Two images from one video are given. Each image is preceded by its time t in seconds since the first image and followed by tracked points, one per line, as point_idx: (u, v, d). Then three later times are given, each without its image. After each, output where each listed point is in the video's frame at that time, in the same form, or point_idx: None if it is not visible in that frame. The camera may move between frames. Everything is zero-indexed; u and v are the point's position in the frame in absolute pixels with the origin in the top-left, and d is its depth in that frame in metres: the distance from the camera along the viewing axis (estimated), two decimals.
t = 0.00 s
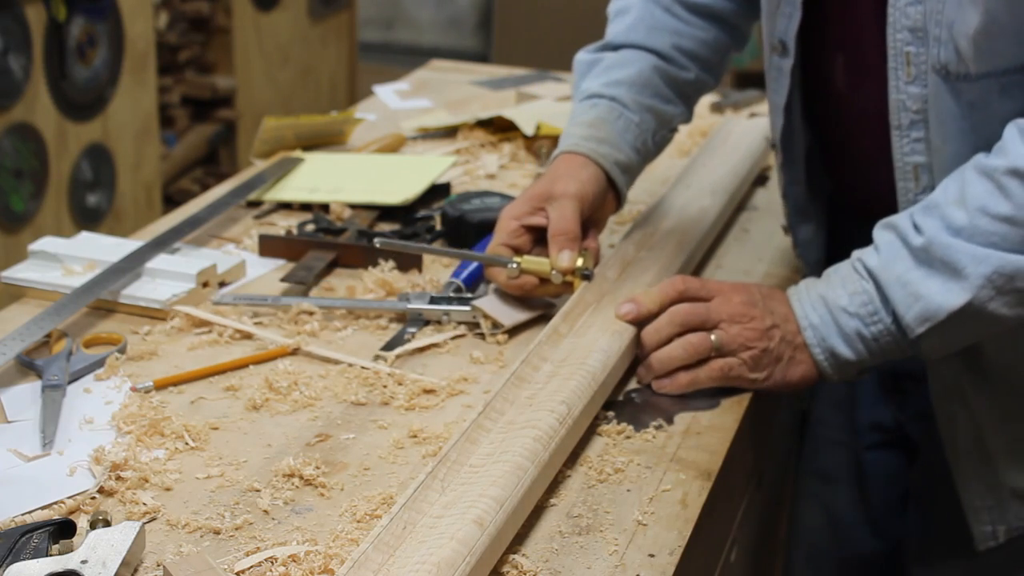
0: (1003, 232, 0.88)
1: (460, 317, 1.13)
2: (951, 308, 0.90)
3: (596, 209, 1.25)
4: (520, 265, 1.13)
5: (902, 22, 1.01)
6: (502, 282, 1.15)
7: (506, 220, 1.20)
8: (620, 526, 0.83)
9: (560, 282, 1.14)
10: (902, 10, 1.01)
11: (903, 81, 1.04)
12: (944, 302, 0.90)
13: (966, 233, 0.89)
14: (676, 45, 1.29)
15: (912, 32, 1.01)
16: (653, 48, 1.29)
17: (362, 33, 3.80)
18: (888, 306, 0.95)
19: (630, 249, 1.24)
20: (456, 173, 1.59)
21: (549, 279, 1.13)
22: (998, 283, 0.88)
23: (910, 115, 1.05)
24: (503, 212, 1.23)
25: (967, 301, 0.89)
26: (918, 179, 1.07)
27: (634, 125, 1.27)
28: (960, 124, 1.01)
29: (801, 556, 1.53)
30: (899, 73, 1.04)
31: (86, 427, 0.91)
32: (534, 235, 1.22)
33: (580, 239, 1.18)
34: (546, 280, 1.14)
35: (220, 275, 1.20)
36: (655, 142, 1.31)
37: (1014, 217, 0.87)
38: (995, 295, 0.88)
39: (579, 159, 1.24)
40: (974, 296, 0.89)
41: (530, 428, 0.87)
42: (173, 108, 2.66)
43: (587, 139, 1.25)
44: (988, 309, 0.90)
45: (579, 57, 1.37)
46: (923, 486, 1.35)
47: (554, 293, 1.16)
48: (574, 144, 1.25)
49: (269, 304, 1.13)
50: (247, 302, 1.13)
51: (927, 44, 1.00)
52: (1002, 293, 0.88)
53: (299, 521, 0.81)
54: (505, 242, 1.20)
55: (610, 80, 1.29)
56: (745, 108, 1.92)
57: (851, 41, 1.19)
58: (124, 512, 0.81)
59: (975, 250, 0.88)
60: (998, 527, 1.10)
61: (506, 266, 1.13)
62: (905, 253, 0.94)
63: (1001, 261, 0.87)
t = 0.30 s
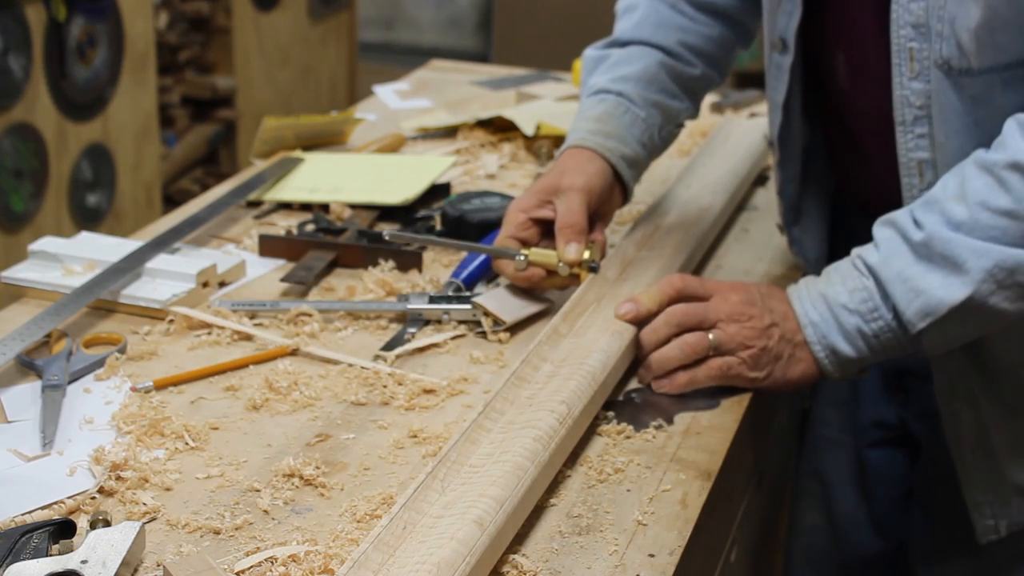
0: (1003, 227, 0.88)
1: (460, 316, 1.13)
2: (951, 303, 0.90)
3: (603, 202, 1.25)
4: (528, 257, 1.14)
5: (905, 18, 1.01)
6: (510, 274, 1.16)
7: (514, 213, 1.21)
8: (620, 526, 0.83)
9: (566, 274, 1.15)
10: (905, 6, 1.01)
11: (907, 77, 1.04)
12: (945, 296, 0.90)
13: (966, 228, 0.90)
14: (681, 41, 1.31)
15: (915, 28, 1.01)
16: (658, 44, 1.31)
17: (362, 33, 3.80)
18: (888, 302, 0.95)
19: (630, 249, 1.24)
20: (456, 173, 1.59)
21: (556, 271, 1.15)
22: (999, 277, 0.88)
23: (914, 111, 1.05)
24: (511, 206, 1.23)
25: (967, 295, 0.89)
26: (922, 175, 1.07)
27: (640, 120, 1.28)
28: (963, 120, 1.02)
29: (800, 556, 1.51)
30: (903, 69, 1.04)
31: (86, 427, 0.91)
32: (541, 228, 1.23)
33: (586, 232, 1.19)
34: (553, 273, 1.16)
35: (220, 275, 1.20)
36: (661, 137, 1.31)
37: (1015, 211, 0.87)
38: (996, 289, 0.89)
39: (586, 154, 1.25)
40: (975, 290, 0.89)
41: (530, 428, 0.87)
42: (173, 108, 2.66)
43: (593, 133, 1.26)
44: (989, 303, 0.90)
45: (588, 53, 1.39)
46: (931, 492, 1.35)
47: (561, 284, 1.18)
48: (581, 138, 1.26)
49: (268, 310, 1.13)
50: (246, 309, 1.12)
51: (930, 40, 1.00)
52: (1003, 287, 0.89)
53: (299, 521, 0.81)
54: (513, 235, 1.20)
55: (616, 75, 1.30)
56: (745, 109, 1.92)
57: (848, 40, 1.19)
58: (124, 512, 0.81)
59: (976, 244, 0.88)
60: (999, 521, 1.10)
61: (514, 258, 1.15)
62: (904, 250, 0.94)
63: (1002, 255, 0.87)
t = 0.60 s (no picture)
0: (1009, 211, 0.86)
1: (460, 316, 1.13)
2: (955, 285, 0.88)
3: (610, 195, 1.27)
4: (536, 250, 1.18)
5: (910, 12, 1.02)
6: (518, 265, 1.19)
7: (523, 206, 1.24)
8: (620, 526, 0.83)
9: (574, 265, 1.18)
10: None
11: (912, 72, 1.04)
12: (949, 279, 0.88)
13: (972, 212, 0.88)
14: (687, 37, 1.31)
15: (920, 22, 1.01)
16: (665, 39, 1.31)
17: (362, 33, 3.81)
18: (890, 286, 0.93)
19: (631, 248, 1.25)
20: (456, 173, 1.59)
21: (563, 262, 1.18)
22: (1004, 260, 0.87)
23: (919, 106, 1.04)
24: (520, 197, 1.27)
25: (971, 278, 0.87)
26: (927, 170, 1.07)
27: (647, 114, 1.29)
28: (968, 114, 1.02)
29: (800, 559, 1.51)
30: (908, 64, 1.04)
31: (86, 427, 0.91)
32: (549, 220, 1.26)
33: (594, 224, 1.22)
34: (560, 264, 1.19)
35: (220, 275, 1.20)
36: (668, 131, 1.32)
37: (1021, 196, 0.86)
38: (1000, 273, 0.87)
39: (593, 148, 1.27)
40: (980, 273, 0.87)
41: (531, 428, 0.87)
42: (173, 108, 2.66)
43: (601, 128, 1.28)
44: (993, 288, 0.88)
45: (595, 49, 1.39)
46: (932, 487, 1.36)
47: (569, 276, 1.21)
48: (588, 133, 1.28)
49: (268, 310, 1.13)
50: (246, 309, 1.13)
51: (936, 33, 1.00)
52: (1008, 271, 0.87)
53: (299, 521, 0.81)
54: (522, 227, 1.24)
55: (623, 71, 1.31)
56: (745, 108, 1.93)
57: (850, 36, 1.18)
58: (124, 512, 0.81)
59: (981, 227, 0.87)
60: (999, 517, 1.10)
61: (522, 250, 1.18)
62: (908, 235, 0.92)
63: (1007, 239, 0.86)
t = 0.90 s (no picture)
0: (1004, 197, 0.85)
1: (460, 316, 1.13)
2: (948, 269, 0.86)
3: (616, 188, 1.28)
4: (543, 242, 1.18)
5: (911, 7, 1.02)
6: (525, 258, 1.20)
7: (530, 199, 1.25)
8: (620, 526, 0.83)
9: (581, 258, 1.18)
10: None
11: (913, 66, 1.04)
12: (941, 263, 0.87)
13: (967, 197, 0.87)
14: (692, 34, 1.31)
15: (921, 16, 1.02)
16: (669, 35, 1.31)
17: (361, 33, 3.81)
18: (883, 275, 0.92)
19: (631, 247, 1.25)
20: (456, 173, 1.59)
21: (570, 255, 1.18)
22: (999, 244, 0.85)
23: (920, 100, 1.05)
24: (527, 191, 1.27)
25: (965, 261, 0.86)
26: (928, 164, 1.07)
27: (652, 110, 1.30)
28: (969, 109, 1.02)
29: (799, 557, 1.48)
30: (909, 58, 1.04)
31: (86, 427, 0.91)
32: (556, 213, 1.27)
33: (600, 216, 1.22)
34: (567, 256, 1.19)
35: (220, 275, 1.20)
36: (672, 127, 1.33)
37: (1016, 181, 0.84)
38: (996, 258, 0.85)
39: (599, 142, 1.27)
40: (973, 257, 0.85)
41: (531, 428, 0.87)
42: (173, 108, 2.66)
43: (606, 123, 1.28)
44: (988, 274, 0.86)
45: (599, 46, 1.39)
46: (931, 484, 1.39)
47: (576, 268, 1.23)
48: (593, 127, 1.28)
49: (268, 310, 1.13)
50: (246, 309, 1.13)
51: (937, 27, 1.01)
52: (1003, 256, 0.85)
53: (299, 521, 0.81)
54: (528, 220, 1.24)
55: (628, 67, 1.31)
56: (745, 109, 1.92)
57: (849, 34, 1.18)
58: (124, 512, 0.81)
59: (976, 211, 0.85)
60: (999, 511, 1.13)
61: (529, 243, 1.18)
62: (901, 223, 0.91)
63: (1003, 223, 0.84)
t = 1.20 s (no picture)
0: (995, 189, 0.84)
1: (460, 316, 1.13)
2: (940, 264, 0.86)
3: (623, 182, 1.31)
4: (551, 234, 1.22)
5: (906, 3, 1.02)
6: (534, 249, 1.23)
7: (539, 191, 1.29)
8: (620, 526, 0.83)
9: (589, 249, 1.22)
10: None
11: (909, 62, 1.04)
12: (933, 258, 0.86)
13: (957, 191, 0.86)
14: (697, 29, 1.32)
15: (917, 12, 1.02)
16: (675, 31, 1.32)
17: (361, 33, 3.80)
18: (876, 273, 0.91)
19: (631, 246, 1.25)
20: (456, 173, 1.59)
21: (578, 246, 1.22)
22: (990, 236, 0.84)
23: (916, 96, 1.05)
24: (537, 183, 1.31)
25: (957, 255, 0.85)
26: (924, 159, 1.08)
27: (659, 104, 1.31)
28: (966, 106, 1.02)
29: (800, 556, 1.51)
30: (905, 53, 1.04)
31: (86, 427, 0.91)
32: (565, 205, 1.30)
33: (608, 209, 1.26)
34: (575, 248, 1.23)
35: (220, 275, 1.20)
36: (680, 121, 1.34)
37: (1007, 173, 0.83)
38: (988, 251, 0.84)
39: (607, 136, 1.30)
40: (965, 250, 0.84)
41: (531, 428, 0.87)
42: (173, 108, 2.67)
43: (613, 117, 1.30)
44: (981, 268, 0.85)
45: (608, 42, 1.41)
46: (928, 481, 1.36)
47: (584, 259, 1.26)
48: (601, 122, 1.31)
49: (268, 310, 1.13)
50: (246, 309, 1.13)
51: (932, 23, 1.01)
52: (996, 249, 0.84)
53: (299, 521, 0.81)
54: (538, 211, 1.28)
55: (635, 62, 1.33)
56: (745, 108, 1.92)
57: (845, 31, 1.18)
58: (124, 512, 0.81)
59: (966, 204, 0.84)
60: (994, 506, 1.14)
61: (538, 234, 1.22)
62: (893, 220, 0.90)
63: (994, 215, 0.83)
